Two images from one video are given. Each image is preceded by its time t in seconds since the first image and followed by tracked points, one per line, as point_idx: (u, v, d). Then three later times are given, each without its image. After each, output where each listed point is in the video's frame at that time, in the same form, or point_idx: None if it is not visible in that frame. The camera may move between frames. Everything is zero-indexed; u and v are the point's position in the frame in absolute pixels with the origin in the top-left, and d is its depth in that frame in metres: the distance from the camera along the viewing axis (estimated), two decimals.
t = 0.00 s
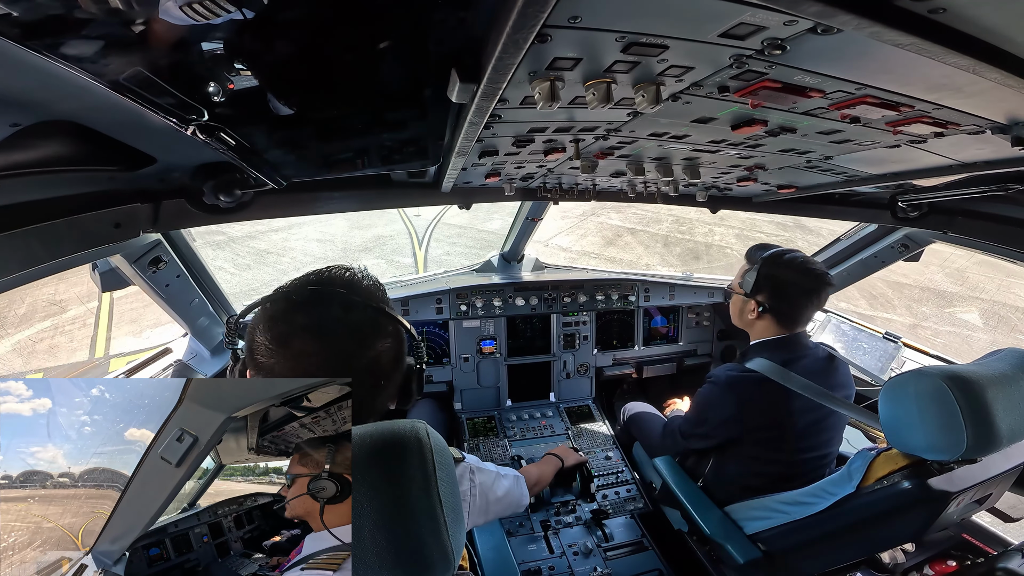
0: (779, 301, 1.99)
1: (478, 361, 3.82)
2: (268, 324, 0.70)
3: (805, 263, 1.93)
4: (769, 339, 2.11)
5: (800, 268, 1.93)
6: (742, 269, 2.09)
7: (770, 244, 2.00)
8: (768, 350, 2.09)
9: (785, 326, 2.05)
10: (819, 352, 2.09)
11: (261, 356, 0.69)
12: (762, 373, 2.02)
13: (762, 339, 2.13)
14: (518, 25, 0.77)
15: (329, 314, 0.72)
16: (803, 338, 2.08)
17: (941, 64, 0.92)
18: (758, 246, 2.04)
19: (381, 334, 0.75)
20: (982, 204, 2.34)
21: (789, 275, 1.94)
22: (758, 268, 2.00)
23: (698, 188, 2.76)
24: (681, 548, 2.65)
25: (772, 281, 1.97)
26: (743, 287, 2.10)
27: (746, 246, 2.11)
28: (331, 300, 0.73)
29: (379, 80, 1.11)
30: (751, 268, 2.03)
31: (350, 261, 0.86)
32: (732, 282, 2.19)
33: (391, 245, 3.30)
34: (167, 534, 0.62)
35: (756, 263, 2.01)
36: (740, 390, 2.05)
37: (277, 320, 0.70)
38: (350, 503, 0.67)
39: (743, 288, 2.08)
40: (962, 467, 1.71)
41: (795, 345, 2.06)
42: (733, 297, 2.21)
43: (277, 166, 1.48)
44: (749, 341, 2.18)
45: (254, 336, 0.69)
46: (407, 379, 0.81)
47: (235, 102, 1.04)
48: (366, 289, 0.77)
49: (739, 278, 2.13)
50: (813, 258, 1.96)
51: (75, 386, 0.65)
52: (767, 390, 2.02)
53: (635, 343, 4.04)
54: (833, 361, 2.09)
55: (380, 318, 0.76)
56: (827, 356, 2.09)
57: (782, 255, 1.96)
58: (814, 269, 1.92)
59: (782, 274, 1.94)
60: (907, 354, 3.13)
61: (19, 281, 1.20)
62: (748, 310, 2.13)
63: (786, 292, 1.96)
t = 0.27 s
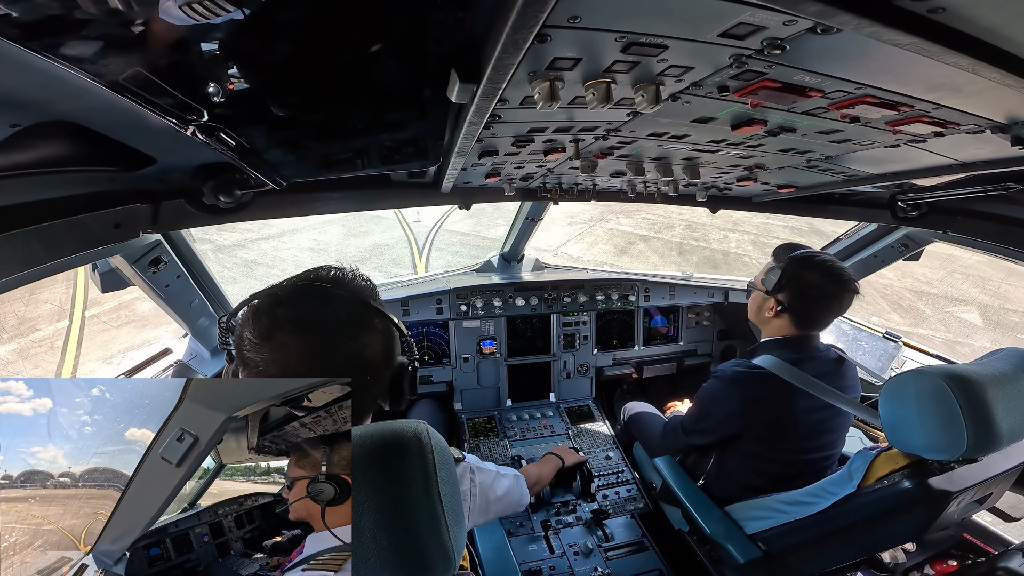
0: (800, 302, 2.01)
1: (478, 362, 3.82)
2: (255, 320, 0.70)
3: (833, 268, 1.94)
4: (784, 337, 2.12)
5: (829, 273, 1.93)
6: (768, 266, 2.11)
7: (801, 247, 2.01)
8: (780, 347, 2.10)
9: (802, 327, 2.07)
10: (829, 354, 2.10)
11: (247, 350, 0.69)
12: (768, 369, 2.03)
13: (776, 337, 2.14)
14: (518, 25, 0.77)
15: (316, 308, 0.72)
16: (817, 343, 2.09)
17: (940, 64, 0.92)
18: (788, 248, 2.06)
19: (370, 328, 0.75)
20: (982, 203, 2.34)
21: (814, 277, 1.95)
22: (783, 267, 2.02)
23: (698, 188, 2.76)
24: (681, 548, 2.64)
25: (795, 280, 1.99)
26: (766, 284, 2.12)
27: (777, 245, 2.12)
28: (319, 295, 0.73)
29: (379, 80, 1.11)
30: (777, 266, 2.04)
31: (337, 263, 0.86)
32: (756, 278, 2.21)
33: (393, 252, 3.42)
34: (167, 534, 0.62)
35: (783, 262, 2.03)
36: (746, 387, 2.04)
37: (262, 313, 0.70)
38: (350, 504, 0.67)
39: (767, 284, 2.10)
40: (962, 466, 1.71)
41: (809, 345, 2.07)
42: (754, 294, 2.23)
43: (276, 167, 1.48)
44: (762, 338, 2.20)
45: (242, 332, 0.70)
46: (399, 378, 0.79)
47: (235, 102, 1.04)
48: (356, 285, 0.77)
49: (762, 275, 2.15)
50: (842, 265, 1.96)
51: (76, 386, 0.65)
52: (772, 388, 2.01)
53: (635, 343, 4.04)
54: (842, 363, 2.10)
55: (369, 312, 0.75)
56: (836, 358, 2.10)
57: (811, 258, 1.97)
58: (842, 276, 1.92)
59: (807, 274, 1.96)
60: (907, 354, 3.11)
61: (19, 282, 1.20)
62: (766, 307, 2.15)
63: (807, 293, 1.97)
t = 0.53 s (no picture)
0: (806, 302, 2.00)
1: (478, 361, 3.82)
2: (252, 319, 0.70)
3: (843, 269, 1.93)
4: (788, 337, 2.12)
5: (837, 273, 1.93)
6: (777, 264, 2.11)
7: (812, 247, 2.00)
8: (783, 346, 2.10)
9: (807, 327, 2.07)
10: (832, 354, 2.11)
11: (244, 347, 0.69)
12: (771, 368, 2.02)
13: (781, 336, 2.15)
14: (518, 25, 0.77)
15: (311, 305, 0.72)
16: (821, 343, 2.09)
17: (941, 63, 0.91)
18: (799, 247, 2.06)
19: (365, 326, 0.75)
20: (982, 203, 2.34)
21: (822, 277, 1.94)
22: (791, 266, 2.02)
23: (698, 188, 2.76)
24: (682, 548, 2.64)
25: (802, 280, 1.99)
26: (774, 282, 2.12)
27: (789, 245, 2.11)
28: (314, 293, 0.73)
29: (379, 80, 1.11)
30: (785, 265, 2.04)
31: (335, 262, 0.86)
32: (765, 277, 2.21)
33: (389, 256, 3.56)
34: (167, 534, 0.62)
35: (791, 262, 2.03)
36: (749, 385, 2.03)
37: (259, 310, 0.70)
38: (351, 504, 0.67)
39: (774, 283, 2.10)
40: (962, 466, 1.72)
41: (813, 345, 2.07)
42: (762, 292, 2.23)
43: (277, 166, 1.48)
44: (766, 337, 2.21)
45: (240, 330, 0.70)
46: (396, 375, 0.79)
47: (235, 102, 1.04)
48: (352, 283, 0.77)
49: (771, 274, 2.15)
50: (853, 267, 1.94)
51: (76, 386, 0.65)
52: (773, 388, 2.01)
53: (635, 343, 4.04)
54: (844, 363, 2.12)
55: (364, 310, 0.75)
56: (839, 358, 2.12)
57: (820, 258, 1.96)
58: (850, 277, 1.92)
59: (815, 275, 1.95)
60: (907, 354, 3.10)
61: (19, 281, 1.20)
62: (772, 306, 2.16)
63: (813, 293, 1.97)
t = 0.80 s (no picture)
0: (816, 303, 2.00)
1: (478, 362, 3.82)
2: (244, 325, 0.69)
3: (854, 271, 1.94)
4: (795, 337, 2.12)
5: (849, 276, 1.93)
6: (787, 265, 2.10)
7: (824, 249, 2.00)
8: (788, 347, 2.10)
9: (815, 328, 2.06)
10: (835, 356, 2.11)
11: (238, 355, 0.68)
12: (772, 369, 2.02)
13: (788, 336, 2.14)
14: (518, 25, 0.77)
15: (301, 312, 0.71)
16: (827, 345, 2.09)
17: (941, 64, 0.91)
18: (808, 248, 2.06)
19: (360, 330, 0.74)
20: (983, 204, 2.34)
21: (833, 280, 1.94)
22: (802, 267, 2.02)
23: (699, 188, 2.76)
24: (682, 548, 2.64)
25: (813, 282, 1.99)
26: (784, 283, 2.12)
27: (799, 245, 2.11)
28: (307, 297, 0.72)
29: (379, 81, 1.11)
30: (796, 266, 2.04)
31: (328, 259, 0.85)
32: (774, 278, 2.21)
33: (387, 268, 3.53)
34: (168, 534, 0.62)
35: (802, 263, 2.03)
36: (749, 386, 2.03)
37: (250, 317, 0.69)
38: (351, 505, 0.67)
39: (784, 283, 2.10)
40: (963, 467, 1.72)
41: (819, 347, 2.07)
42: (770, 292, 2.23)
43: (277, 166, 1.48)
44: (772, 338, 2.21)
45: (232, 337, 0.69)
46: (393, 375, 0.78)
47: (236, 102, 1.05)
48: (344, 285, 0.75)
49: (780, 274, 2.15)
50: (864, 271, 1.94)
51: (76, 386, 0.65)
52: (773, 389, 2.01)
53: (635, 343, 4.04)
54: (846, 364, 2.12)
55: (357, 314, 0.74)
56: (841, 359, 2.12)
57: (832, 260, 1.96)
58: (863, 281, 1.92)
59: (826, 277, 1.95)
60: (908, 354, 3.10)
61: (20, 281, 1.20)
62: (780, 306, 2.16)
63: (824, 295, 1.97)
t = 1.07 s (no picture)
0: (821, 304, 2.00)
1: (479, 362, 3.82)
2: (241, 330, 0.69)
3: (862, 273, 1.94)
4: (798, 337, 2.11)
5: (856, 277, 1.93)
6: (793, 266, 2.10)
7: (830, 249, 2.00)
8: (792, 347, 2.09)
9: (819, 329, 2.06)
10: (838, 357, 2.10)
11: (235, 360, 0.68)
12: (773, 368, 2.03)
13: (791, 337, 2.14)
14: (518, 25, 0.77)
15: (299, 317, 0.71)
16: (830, 346, 2.09)
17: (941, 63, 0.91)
18: (814, 248, 2.05)
19: (359, 333, 0.74)
20: (983, 203, 2.34)
21: (840, 281, 1.94)
22: (808, 267, 2.01)
23: (699, 188, 2.76)
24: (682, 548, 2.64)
25: (820, 282, 1.98)
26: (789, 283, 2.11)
27: (806, 245, 2.10)
28: (304, 299, 0.72)
29: (380, 81, 1.11)
30: (802, 266, 2.03)
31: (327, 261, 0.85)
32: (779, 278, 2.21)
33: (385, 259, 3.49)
34: (169, 534, 0.62)
35: (807, 264, 2.02)
36: (749, 386, 2.03)
37: (247, 323, 0.69)
38: (351, 505, 0.67)
39: (790, 283, 2.10)
40: (964, 467, 1.73)
41: (822, 348, 2.07)
42: (775, 293, 2.22)
43: (278, 166, 1.48)
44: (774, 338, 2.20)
45: (229, 343, 0.69)
46: (392, 377, 0.80)
47: (236, 103, 1.05)
48: (341, 289, 0.76)
49: (786, 274, 2.15)
50: (870, 272, 1.94)
51: (77, 387, 0.65)
52: (773, 391, 2.01)
53: (636, 343, 4.04)
54: (849, 365, 2.11)
55: (354, 318, 0.74)
56: (844, 359, 2.11)
57: (839, 261, 1.96)
58: (870, 283, 1.92)
59: (833, 278, 1.95)
60: (908, 354, 3.10)
61: (21, 281, 1.20)
62: (784, 307, 2.15)
63: (830, 296, 1.97)
